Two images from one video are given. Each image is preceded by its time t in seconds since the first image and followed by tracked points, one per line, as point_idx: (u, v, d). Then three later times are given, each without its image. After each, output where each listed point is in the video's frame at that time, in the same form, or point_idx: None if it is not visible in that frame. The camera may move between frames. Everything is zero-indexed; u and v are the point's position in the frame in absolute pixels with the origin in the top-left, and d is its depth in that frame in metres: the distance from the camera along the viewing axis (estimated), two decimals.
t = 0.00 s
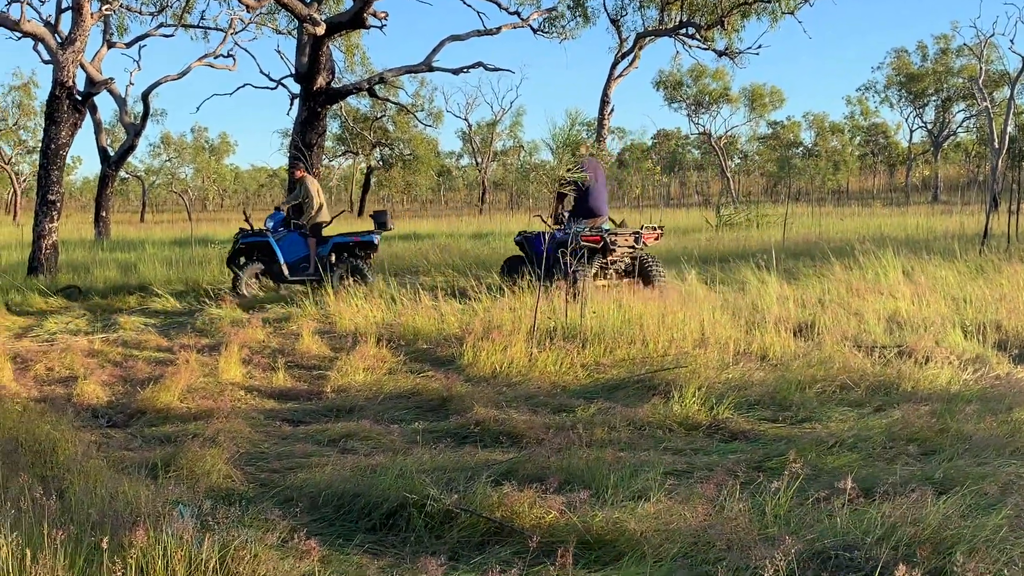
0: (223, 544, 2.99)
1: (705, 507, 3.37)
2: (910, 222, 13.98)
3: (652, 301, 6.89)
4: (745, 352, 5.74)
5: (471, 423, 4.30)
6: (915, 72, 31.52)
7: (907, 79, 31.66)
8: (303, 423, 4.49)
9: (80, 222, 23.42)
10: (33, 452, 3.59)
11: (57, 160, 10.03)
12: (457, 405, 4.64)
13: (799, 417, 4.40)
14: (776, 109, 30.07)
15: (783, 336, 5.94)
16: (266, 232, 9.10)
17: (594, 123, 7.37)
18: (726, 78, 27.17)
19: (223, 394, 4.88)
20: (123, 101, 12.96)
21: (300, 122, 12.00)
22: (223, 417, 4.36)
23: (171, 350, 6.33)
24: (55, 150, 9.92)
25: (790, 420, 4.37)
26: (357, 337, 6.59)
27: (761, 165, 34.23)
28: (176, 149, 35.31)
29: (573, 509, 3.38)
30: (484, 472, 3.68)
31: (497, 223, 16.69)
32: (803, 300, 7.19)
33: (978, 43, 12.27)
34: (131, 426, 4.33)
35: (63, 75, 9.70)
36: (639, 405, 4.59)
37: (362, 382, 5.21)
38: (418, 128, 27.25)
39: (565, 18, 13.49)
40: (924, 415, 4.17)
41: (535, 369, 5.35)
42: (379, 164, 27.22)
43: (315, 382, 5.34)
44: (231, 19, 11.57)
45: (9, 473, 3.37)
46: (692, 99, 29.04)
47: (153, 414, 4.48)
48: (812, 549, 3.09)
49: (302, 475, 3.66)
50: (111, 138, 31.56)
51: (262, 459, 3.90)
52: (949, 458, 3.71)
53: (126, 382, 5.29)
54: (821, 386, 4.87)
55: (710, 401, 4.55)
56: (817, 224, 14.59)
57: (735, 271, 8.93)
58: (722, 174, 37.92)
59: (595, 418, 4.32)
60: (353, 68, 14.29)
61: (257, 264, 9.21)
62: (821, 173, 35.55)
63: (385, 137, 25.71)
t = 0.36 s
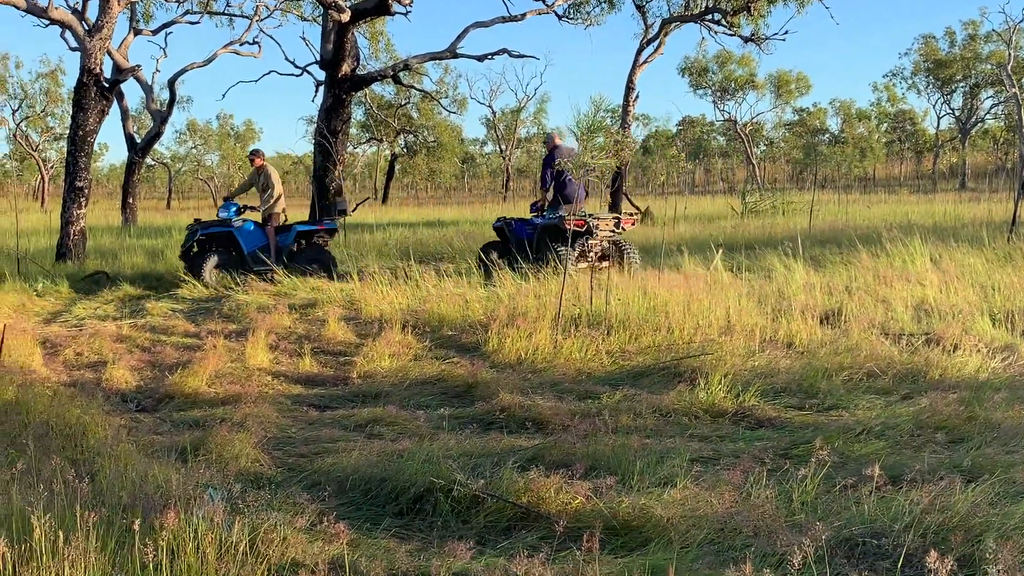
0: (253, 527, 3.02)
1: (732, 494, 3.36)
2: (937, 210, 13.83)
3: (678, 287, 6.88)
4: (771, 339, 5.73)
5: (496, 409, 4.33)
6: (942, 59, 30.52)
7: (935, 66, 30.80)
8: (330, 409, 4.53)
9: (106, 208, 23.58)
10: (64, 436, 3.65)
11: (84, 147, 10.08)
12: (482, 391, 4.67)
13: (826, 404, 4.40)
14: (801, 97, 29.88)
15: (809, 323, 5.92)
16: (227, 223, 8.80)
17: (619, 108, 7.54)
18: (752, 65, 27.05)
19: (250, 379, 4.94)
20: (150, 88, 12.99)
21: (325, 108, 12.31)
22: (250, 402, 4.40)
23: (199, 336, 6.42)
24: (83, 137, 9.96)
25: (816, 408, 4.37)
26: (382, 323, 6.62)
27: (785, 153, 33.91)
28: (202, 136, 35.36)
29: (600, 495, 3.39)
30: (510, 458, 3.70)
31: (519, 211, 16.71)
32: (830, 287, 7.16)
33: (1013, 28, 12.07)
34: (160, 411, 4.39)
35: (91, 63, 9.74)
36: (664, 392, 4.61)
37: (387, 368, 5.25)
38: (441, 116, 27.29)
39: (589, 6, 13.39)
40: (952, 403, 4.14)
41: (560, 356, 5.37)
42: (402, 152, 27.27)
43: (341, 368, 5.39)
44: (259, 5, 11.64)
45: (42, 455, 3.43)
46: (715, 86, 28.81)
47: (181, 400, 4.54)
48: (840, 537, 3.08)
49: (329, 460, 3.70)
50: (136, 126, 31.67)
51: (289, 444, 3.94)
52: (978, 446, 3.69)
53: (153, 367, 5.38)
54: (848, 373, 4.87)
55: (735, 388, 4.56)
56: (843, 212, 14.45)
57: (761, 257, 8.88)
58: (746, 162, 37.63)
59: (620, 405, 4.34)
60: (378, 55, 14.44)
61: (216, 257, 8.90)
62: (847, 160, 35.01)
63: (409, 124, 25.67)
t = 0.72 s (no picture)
0: (279, 523, 3.03)
1: (756, 486, 3.34)
2: (963, 197, 13.67)
3: (700, 278, 6.86)
4: (794, 330, 5.71)
5: (519, 403, 4.34)
6: (965, 45, 30.13)
7: (957, 51, 30.35)
8: (353, 404, 4.55)
9: (128, 204, 23.65)
10: (91, 433, 3.68)
11: (107, 144, 10.15)
12: (505, 384, 4.68)
13: (850, 395, 4.39)
14: (823, 84, 29.64)
15: (832, 314, 5.90)
16: (188, 223, 8.44)
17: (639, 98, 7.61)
18: (773, 52, 26.84)
19: (274, 375, 4.97)
20: (170, 85, 13.03)
21: (346, 103, 12.44)
22: (274, 398, 4.43)
23: (223, 332, 6.47)
24: (106, 134, 10.03)
25: (840, 399, 4.36)
26: (405, 316, 6.64)
27: (807, 140, 33.60)
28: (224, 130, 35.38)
29: (623, 488, 3.38)
30: (534, 451, 3.70)
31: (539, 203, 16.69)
32: (854, 276, 7.11)
33: None
34: (185, 407, 4.43)
35: (113, 60, 9.81)
36: (687, 384, 4.61)
37: (409, 363, 5.27)
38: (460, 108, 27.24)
39: None
40: (977, 392, 4.11)
41: (582, 348, 5.38)
42: (422, 146, 27.26)
43: (363, 363, 5.41)
44: None
45: (70, 453, 3.46)
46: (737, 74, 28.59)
47: (206, 396, 4.57)
48: (865, 528, 3.06)
49: (354, 455, 3.71)
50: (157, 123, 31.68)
51: (314, 439, 3.96)
52: (1004, 436, 3.66)
53: (177, 364, 5.43)
54: (872, 363, 4.85)
55: (759, 380, 4.55)
56: (868, 200, 14.32)
57: (783, 247, 8.84)
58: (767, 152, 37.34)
59: (643, 397, 4.34)
60: (397, 49, 14.49)
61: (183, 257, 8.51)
62: (870, 147, 34.56)
63: (429, 118, 25.62)
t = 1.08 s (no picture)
0: (296, 521, 3.05)
1: (772, 479, 3.34)
2: (979, 186, 13.59)
3: (713, 271, 6.85)
4: (809, 322, 5.70)
5: (534, 399, 4.34)
6: (977, 33, 29.89)
7: (970, 40, 30.07)
8: (369, 402, 4.56)
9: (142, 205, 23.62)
10: (109, 434, 3.71)
11: (120, 147, 10.19)
12: (520, 381, 4.69)
13: (865, 387, 4.38)
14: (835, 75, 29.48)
15: (847, 306, 5.89)
16: (149, 229, 8.22)
17: (651, 93, 7.60)
18: (785, 45, 26.69)
19: (289, 374, 4.99)
20: (183, 88, 13.06)
21: (357, 102, 12.41)
22: (290, 397, 4.44)
23: (239, 333, 6.49)
24: (119, 138, 10.07)
25: (856, 391, 4.35)
26: (418, 314, 6.65)
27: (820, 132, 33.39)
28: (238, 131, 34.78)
29: (639, 482, 3.38)
30: (549, 447, 3.71)
31: (551, 199, 16.67)
32: (869, 268, 7.09)
33: None
34: (201, 407, 4.45)
35: (124, 63, 9.82)
36: (702, 378, 4.61)
37: (424, 360, 5.28)
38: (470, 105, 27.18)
39: None
40: (994, 382, 4.10)
41: (597, 344, 5.39)
42: (433, 144, 27.21)
43: (379, 361, 5.42)
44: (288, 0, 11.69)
45: (89, 455, 3.48)
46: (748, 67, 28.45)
47: (222, 396, 4.59)
48: (882, 520, 3.05)
49: (370, 453, 3.72)
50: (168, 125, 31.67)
51: (330, 438, 3.97)
52: (1021, 426, 3.65)
53: (193, 365, 5.46)
54: (888, 355, 4.84)
55: (774, 373, 4.56)
56: (883, 192, 14.23)
57: (796, 239, 8.81)
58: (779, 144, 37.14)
59: (659, 392, 4.34)
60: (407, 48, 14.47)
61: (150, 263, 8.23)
62: (881, 138, 34.31)
63: (441, 116, 25.58)
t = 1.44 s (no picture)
0: (309, 521, 3.05)
1: (785, 474, 3.34)
2: (991, 178, 13.54)
3: (723, 267, 6.84)
4: (820, 317, 5.70)
5: (545, 397, 4.34)
6: (986, 25, 29.74)
7: (979, 32, 29.90)
8: (381, 402, 4.57)
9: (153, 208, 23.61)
10: (122, 437, 3.72)
11: (130, 150, 10.22)
12: (531, 379, 4.69)
13: (877, 380, 4.37)
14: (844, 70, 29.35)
15: (858, 300, 5.88)
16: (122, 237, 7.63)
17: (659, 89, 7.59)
18: (793, 39, 26.60)
19: (300, 375, 5.00)
20: (191, 90, 13.09)
21: (364, 103, 12.40)
22: (302, 397, 4.44)
23: (250, 334, 6.51)
24: (129, 141, 10.10)
25: (867, 385, 4.34)
26: (429, 314, 6.65)
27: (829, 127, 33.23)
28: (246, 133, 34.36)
29: (651, 479, 3.38)
30: (561, 445, 3.71)
31: (558, 196, 16.66)
32: (879, 261, 7.07)
33: None
34: (214, 409, 4.46)
35: (133, 67, 9.84)
36: (713, 374, 4.61)
37: (435, 359, 5.28)
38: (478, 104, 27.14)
39: None
40: (1006, 374, 4.09)
41: (607, 341, 5.39)
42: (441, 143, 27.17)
43: (390, 361, 5.43)
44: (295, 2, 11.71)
45: (102, 458, 3.48)
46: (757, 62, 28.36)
47: (234, 397, 4.60)
48: (895, 514, 3.04)
49: (383, 453, 3.73)
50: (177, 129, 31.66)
51: (342, 438, 3.98)
52: None
53: (205, 367, 5.47)
54: (899, 348, 4.83)
55: (785, 368, 4.55)
56: (893, 185, 14.19)
57: (807, 234, 8.79)
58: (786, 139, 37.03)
59: (670, 388, 4.34)
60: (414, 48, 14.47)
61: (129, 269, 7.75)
62: (891, 132, 34.14)
63: (449, 116, 25.56)
